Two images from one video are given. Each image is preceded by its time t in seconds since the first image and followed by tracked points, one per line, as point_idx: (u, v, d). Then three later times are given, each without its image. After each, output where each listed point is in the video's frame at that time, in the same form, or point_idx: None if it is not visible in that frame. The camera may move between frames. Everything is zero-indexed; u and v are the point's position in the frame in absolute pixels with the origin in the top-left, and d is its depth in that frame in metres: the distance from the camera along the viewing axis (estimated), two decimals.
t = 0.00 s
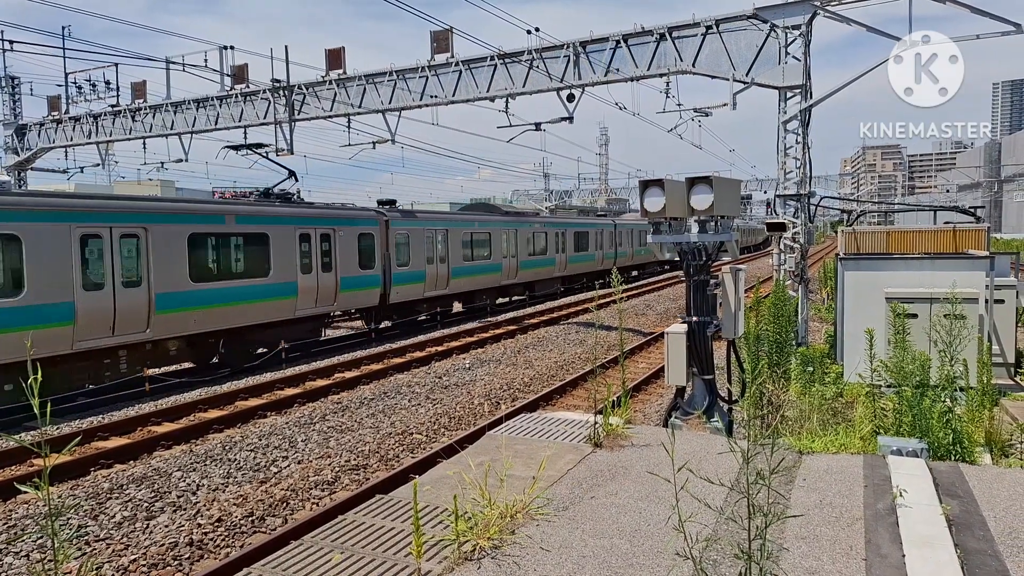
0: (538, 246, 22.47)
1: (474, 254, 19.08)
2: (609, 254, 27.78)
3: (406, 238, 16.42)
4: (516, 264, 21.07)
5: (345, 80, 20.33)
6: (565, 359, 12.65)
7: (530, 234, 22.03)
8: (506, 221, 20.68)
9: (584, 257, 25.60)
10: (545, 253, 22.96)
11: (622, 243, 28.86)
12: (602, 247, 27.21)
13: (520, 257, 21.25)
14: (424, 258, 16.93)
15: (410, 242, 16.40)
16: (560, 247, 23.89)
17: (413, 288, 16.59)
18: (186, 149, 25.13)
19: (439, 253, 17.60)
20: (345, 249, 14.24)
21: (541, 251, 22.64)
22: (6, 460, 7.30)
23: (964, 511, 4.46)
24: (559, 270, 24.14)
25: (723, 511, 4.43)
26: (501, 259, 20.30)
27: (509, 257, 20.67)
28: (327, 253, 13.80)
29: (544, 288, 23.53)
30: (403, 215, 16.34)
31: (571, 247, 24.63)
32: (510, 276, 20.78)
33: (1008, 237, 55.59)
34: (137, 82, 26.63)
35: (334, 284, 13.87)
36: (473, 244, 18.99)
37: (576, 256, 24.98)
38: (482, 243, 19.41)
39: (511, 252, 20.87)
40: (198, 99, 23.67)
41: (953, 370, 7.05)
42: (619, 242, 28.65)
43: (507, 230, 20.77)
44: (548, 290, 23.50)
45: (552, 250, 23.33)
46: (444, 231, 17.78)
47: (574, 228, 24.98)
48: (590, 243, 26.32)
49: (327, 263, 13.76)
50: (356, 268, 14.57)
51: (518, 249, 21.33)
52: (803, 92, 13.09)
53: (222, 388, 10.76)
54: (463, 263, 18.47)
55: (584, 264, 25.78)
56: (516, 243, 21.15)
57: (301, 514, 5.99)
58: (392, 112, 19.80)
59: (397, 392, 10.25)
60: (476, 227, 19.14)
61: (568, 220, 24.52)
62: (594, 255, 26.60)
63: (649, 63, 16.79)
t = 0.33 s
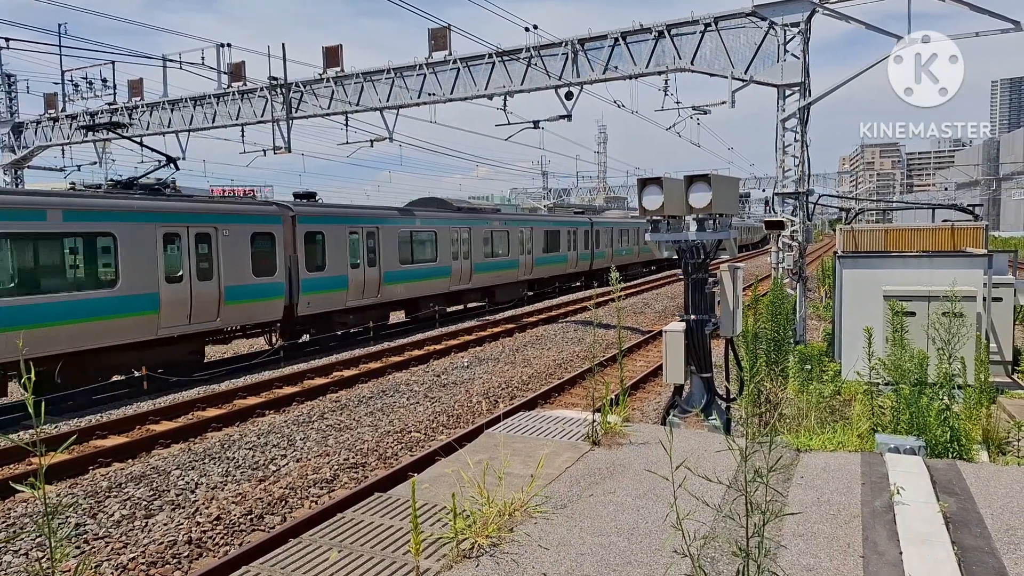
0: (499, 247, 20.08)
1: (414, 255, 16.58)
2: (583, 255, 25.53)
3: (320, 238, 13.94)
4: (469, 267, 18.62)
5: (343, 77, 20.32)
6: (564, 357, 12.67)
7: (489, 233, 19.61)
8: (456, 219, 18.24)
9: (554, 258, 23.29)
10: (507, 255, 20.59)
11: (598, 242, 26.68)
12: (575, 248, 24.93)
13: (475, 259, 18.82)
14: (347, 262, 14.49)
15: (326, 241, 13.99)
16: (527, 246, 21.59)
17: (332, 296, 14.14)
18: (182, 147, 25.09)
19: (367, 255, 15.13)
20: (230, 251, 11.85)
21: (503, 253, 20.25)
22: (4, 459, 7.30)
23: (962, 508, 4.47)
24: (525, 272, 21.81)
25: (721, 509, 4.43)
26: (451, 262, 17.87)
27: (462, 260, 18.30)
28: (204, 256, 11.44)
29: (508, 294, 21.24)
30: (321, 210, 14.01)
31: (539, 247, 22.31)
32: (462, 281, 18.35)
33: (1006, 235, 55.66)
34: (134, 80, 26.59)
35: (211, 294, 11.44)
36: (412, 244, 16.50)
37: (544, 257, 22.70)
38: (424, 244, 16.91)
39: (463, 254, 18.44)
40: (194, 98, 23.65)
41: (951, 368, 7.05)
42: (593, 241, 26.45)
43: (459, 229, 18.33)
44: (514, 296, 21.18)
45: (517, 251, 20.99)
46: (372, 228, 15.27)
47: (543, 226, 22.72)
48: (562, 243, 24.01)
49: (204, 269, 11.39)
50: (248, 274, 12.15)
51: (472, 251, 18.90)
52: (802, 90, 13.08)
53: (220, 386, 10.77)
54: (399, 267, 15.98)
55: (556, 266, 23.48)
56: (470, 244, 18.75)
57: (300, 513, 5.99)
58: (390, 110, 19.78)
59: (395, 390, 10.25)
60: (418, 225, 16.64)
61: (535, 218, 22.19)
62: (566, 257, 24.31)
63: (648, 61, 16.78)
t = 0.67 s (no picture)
0: (446, 246, 17.77)
1: (332, 256, 14.07)
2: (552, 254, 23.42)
3: (196, 236, 11.31)
4: (407, 270, 16.27)
5: (341, 73, 20.27)
6: (563, 353, 12.67)
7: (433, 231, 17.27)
8: (390, 213, 15.79)
9: (518, 258, 21.13)
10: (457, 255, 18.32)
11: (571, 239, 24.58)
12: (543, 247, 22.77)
13: (417, 260, 16.49)
14: (235, 265, 11.91)
15: (208, 242, 11.43)
16: (483, 245, 19.41)
17: (214, 308, 11.54)
18: (180, 143, 25.04)
19: (266, 257, 12.57)
20: (56, 253, 9.43)
21: (451, 254, 17.96)
22: (4, 455, 7.31)
23: (960, 503, 4.48)
24: (482, 274, 19.66)
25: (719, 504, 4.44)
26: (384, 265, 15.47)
27: (397, 261, 15.90)
28: (13, 259, 9.03)
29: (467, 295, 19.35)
30: (204, 203, 11.47)
31: (498, 246, 20.10)
32: (398, 286, 16.00)
33: (1005, 231, 55.73)
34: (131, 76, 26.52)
35: (19, 308, 9.00)
36: (329, 243, 13.98)
37: (505, 257, 20.48)
38: (347, 242, 14.47)
39: (400, 254, 16.05)
40: (192, 94, 23.61)
41: (949, 363, 7.06)
42: (566, 239, 24.36)
43: (394, 226, 15.88)
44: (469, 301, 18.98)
45: (470, 251, 18.76)
46: (272, 225, 12.68)
47: (505, 222, 20.56)
48: (527, 241, 21.83)
49: (11, 274, 8.99)
50: (86, 282, 9.73)
51: (412, 250, 16.54)
52: (801, 85, 13.07)
53: (219, 383, 10.77)
54: (311, 271, 13.46)
55: (520, 266, 21.33)
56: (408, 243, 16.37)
57: (300, 508, 6.00)
58: (388, 105, 19.75)
59: (394, 386, 10.25)
60: (338, 221, 14.14)
61: (493, 213, 19.93)
62: (533, 257, 22.16)
63: (646, 56, 16.76)
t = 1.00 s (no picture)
0: (375, 247, 15.35)
1: (222, 258, 11.82)
2: (515, 254, 21.33)
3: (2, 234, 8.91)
4: (323, 274, 13.90)
5: (340, 69, 20.22)
6: (561, 350, 12.67)
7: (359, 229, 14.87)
8: (301, 207, 13.35)
9: (472, 259, 18.97)
10: (393, 257, 16.04)
11: (538, 237, 22.39)
12: (503, 246, 20.60)
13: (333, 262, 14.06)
14: (66, 270, 9.54)
15: (21, 242, 9.05)
16: (426, 245, 17.19)
17: (37, 327, 9.21)
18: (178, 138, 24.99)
19: (112, 261, 10.16)
20: None
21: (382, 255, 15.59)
22: (3, 450, 7.31)
23: (957, 499, 4.49)
24: (428, 277, 17.48)
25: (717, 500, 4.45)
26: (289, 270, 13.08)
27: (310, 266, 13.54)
28: None
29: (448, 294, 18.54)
30: (11, 191, 9.03)
31: (446, 246, 17.90)
32: (310, 292, 13.65)
33: (1003, 228, 55.83)
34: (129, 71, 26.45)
35: None
36: (215, 242, 11.68)
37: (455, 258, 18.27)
38: (251, 240, 12.34)
39: (314, 256, 13.68)
40: (190, 89, 23.53)
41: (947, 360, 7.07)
42: (531, 238, 22.20)
43: (304, 222, 13.42)
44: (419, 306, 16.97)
45: (409, 252, 16.49)
46: (123, 220, 10.29)
47: (456, 219, 18.34)
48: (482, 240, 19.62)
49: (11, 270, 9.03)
50: None
51: (180, 244, 11.04)
52: (801, 82, 13.06)
53: (217, 379, 10.76)
54: (181, 278, 11.08)
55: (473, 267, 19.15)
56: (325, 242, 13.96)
57: (298, 504, 6.01)
58: (386, 101, 19.71)
59: (392, 382, 10.25)
60: (222, 216, 11.75)
61: (440, 209, 17.67)
62: (491, 258, 20.01)
63: (645, 53, 16.72)
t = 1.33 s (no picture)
0: (278, 251, 12.90)
1: (61, 265, 9.53)
2: (470, 255, 18.97)
3: None
4: (202, 284, 11.45)
5: (338, 66, 20.20)
6: (560, 347, 12.67)
7: (255, 230, 12.41)
8: (169, 202, 10.95)
9: (411, 262, 16.54)
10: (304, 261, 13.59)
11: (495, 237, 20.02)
12: (454, 247, 18.22)
13: (214, 271, 11.63)
14: None
15: None
16: (349, 248, 14.70)
17: None
18: (175, 135, 24.93)
19: None
20: None
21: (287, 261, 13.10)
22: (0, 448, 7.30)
23: (954, 496, 4.50)
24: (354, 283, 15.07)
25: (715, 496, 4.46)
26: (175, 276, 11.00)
27: (180, 276, 11.08)
28: None
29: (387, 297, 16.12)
30: None
31: (375, 248, 15.37)
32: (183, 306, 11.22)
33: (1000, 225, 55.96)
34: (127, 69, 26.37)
35: None
36: (74, 248, 9.67)
37: (388, 262, 15.80)
38: (97, 244, 9.96)
39: (187, 259, 11.24)
40: (188, 86, 23.48)
41: (944, 357, 7.09)
42: (489, 238, 19.86)
43: (173, 219, 10.98)
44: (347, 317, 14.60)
45: (326, 256, 13.98)
46: None
47: (388, 216, 15.77)
48: (425, 240, 17.15)
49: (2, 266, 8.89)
50: None
51: None
52: (799, 79, 13.07)
53: (215, 376, 10.76)
54: None
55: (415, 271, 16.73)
56: (205, 246, 11.54)
57: (296, 502, 6.01)
58: (384, 99, 19.69)
59: (390, 380, 10.25)
60: (49, 213, 9.34)
61: (366, 204, 15.07)
62: (438, 261, 17.64)
63: (643, 50, 16.70)
